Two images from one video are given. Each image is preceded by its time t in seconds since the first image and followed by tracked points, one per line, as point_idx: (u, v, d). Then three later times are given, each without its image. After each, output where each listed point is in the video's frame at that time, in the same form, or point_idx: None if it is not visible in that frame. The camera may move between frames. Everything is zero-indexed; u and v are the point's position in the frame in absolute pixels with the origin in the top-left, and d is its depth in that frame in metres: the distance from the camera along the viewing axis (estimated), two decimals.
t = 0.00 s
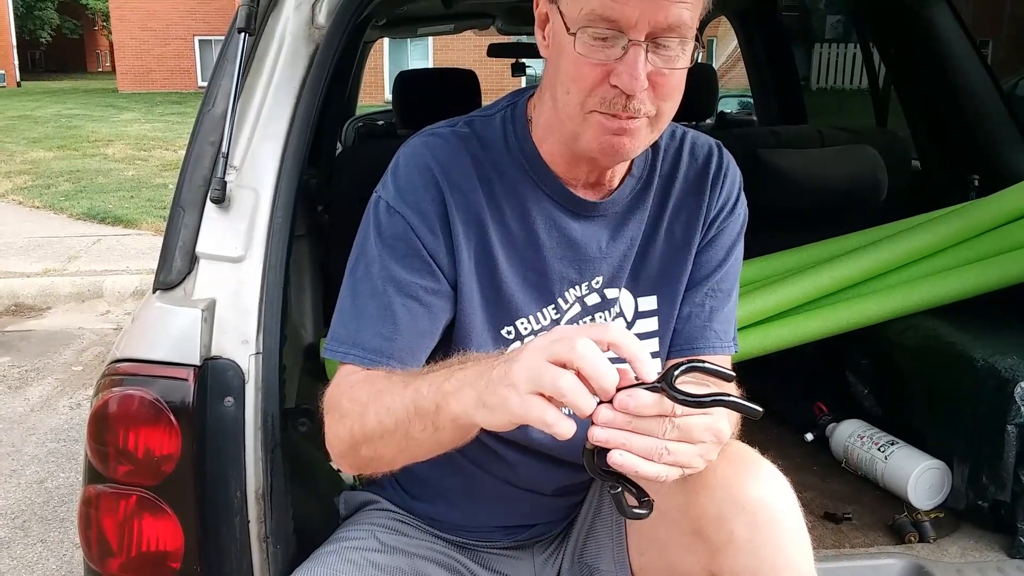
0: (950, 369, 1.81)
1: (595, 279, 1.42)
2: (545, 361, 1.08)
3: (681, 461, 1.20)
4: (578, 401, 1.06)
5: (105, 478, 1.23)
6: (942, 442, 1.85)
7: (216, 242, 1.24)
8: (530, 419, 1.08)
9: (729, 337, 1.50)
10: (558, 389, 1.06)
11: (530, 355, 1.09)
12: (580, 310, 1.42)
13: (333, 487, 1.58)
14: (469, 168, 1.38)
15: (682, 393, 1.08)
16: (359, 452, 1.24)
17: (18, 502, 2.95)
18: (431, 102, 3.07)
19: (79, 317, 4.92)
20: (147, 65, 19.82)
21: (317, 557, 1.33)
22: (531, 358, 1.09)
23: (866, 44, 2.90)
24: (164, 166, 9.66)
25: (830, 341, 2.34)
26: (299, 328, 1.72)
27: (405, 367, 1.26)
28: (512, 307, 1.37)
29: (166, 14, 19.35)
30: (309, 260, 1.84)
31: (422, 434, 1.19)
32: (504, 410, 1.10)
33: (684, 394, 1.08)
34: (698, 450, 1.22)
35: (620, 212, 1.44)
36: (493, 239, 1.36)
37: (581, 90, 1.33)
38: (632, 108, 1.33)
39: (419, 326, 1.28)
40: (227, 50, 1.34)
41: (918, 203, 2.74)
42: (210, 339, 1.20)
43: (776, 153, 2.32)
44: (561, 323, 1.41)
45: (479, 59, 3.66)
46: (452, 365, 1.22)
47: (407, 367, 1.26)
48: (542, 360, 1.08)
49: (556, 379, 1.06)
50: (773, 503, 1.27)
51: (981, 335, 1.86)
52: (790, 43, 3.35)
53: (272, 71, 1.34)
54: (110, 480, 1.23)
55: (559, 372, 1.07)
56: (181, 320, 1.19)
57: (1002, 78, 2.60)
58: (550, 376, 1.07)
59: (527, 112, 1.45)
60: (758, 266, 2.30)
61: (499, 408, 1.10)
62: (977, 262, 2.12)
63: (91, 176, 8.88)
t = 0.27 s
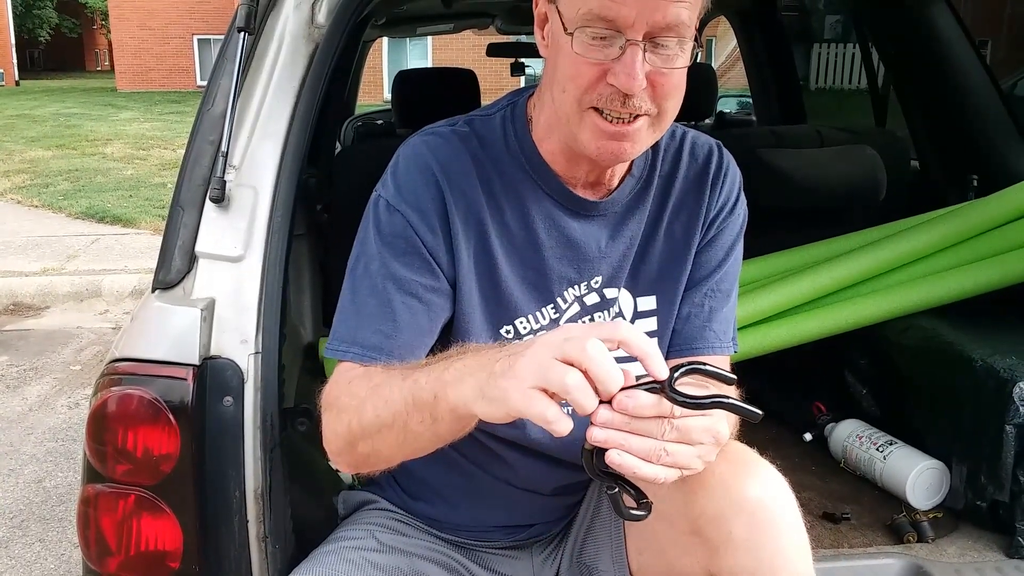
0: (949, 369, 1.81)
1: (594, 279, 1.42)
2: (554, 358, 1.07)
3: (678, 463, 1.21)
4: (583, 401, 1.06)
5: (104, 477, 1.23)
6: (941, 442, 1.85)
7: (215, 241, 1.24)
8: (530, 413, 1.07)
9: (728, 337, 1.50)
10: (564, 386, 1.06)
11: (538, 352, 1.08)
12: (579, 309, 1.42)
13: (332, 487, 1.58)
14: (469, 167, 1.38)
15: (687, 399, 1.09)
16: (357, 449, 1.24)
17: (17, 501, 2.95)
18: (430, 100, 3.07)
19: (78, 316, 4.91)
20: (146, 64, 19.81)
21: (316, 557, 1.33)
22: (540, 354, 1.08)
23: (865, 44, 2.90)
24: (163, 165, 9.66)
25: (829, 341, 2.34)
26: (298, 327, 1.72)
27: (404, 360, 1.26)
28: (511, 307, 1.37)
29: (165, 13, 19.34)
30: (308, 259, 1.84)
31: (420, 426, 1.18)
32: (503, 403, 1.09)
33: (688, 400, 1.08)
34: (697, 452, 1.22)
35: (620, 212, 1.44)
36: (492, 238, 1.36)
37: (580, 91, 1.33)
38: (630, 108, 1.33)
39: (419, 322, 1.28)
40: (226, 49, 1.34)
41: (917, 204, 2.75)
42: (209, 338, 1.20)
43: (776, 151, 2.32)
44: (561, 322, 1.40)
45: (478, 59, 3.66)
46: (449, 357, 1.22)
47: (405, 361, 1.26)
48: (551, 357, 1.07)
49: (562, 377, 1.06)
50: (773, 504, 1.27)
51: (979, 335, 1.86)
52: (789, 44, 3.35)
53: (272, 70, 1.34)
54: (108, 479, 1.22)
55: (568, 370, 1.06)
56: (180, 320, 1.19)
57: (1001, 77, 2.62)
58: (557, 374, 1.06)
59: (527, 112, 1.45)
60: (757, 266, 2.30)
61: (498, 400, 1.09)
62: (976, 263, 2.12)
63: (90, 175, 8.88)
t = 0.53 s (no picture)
0: (946, 367, 1.81)
1: (591, 279, 1.42)
2: (543, 369, 1.07)
3: (678, 462, 1.21)
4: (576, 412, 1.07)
5: (102, 478, 1.23)
6: (939, 440, 1.85)
7: (212, 241, 1.24)
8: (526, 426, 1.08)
9: (726, 335, 1.50)
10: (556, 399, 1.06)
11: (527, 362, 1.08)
12: (576, 309, 1.42)
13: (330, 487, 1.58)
14: (466, 167, 1.38)
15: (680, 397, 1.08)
16: (357, 454, 1.24)
17: (14, 502, 2.94)
18: (427, 99, 3.07)
19: (75, 316, 4.91)
20: (143, 64, 19.78)
21: (314, 557, 1.33)
22: (530, 365, 1.08)
23: (863, 42, 2.90)
24: (160, 164, 9.65)
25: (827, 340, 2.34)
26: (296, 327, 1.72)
27: (404, 363, 1.25)
28: (509, 307, 1.37)
29: (161, 13, 19.32)
30: (305, 259, 1.84)
31: (420, 434, 1.19)
32: (499, 416, 1.09)
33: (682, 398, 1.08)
34: (696, 451, 1.22)
35: (617, 211, 1.44)
36: (490, 238, 1.36)
37: (575, 92, 1.33)
38: (626, 107, 1.33)
39: (418, 325, 1.27)
40: (222, 48, 1.34)
41: (914, 202, 2.75)
42: (207, 338, 1.20)
43: (774, 151, 2.32)
44: (558, 322, 1.40)
45: (476, 58, 3.65)
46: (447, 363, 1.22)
47: (404, 365, 1.25)
48: (540, 368, 1.07)
49: (553, 390, 1.06)
50: (771, 502, 1.27)
51: (977, 333, 1.86)
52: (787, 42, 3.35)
53: (268, 69, 1.34)
54: (106, 479, 1.22)
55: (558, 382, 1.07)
56: (177, 319, 1.19)
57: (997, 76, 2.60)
58: (548, 386, 1.06)
59: (524, 111, 1.45)
60: (755, 264, 2.31)
61: (494, 412, 1.10)
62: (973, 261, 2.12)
63: (87, 175, 8.86)
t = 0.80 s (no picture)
0: (946, 367, 1.82)
1: (590, 279, 1.41)
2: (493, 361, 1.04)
3: (679, 451, 1.21)
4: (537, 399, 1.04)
5: (99, 478, 1.22)
6: (938, 440, 1.85)
7: (211, 241, 1.24)
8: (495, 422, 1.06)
9: (724, 336, 1.51)
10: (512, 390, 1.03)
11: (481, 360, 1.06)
12: (576, 310, 1.41)
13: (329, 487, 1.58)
14: (462, 169, 1.37)
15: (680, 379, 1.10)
16: (360, 458, 1.25)
17: (13, 502, 2.94)
18: (426, 98, 3.07)
19: (74, 316, 4.90)
20: (142, 64, 19.77)
21: (313, 557, 1.32)
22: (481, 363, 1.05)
23: (862, 42, 2.90)
24: (159, 165, 9.64)
25: (825, 340, 2.34)
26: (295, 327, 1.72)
27: (404, 379, 1.26)
28: (507, 309, 1.37)
29: (160, 13, 19.31)
30: (304, 259, 1.84)
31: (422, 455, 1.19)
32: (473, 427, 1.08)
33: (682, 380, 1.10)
34: (696, 440, 1.23)
35: (614, 212, 1.43)
36: (486, 240, 1.36)
37: (579, 75, 1.32)
38: (631, 88, 1.32)
39: (416, 332, 1.28)
40: (221, 48, 1.34)
41: (913, 201, 2.74)
42: (205, 339, 1.20)
43: (774, 150, 2.31)
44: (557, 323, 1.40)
45: (474, 57, 3.65)
46: (447, 377, 1.21)
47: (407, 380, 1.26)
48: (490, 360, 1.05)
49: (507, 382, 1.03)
50: (770, 501, 1.27)
51: (976, 332, 1.86)
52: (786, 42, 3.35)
53: (267, 68, 1.33)
54: (104, 479, 1.22)
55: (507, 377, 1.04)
56: (175, 319, 1.19)
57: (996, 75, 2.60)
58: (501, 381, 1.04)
59: (520, 112, 1.45)
60: (754, 264, 2.30)
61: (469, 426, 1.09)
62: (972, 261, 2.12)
63: (86, 175, 8.86)
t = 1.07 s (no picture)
0: (946, 366, 1.82)
1: (592, 280, 1.41)
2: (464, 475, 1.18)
3: (681, 443, 1.28)
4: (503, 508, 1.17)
5: (99, 478, 1.22)
6: (939, 439, 1.85)
7: (211, 240, 1.23)
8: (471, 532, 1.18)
9: (727, 334, 1.51)
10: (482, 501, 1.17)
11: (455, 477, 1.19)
12: (578, 311, 1.41)
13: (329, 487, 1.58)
14: (461, 176, 1.37)
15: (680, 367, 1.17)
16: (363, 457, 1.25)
17: (13, 502, 2.94)
18: (426, 97, 3.07)
19: (73, 316, 4.90)
20: (141, 63, 19.76)
21: (312, 557, 1.34)
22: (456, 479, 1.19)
23: (862, 41, 2.89)
24: (159, 164, 9.63)
25: (825, 339, 2.34)
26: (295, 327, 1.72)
27: (398, 384, 1.32)
28: (509, 312, 1.37)
29: (160, 12, 19.29)
30: (304, 259, 1.84)
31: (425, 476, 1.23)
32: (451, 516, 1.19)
33: (682, 368, 1.17)
34: (698, 432, 1.29)
35: (616, 213, 1.43)
36: (487, 244, 1.35)
37: (581, 72, 1.32)
38: (632, 84, 1.32)
39: (408, 342, 1.31)
40: (219, 47, 1.33)
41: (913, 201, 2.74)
42: (205, 338, 1.20)
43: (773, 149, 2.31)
44: (559, 324, 1.40)
45: (474, 56, 3.64)
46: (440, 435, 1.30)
47: (408, 388, 1.33)
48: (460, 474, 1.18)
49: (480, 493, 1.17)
50: (773, 499, 1.27)
51: (977, 331, 1.86)
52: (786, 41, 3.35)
53: (266, 67, 1.33)
54: (104, 479, 1.22)
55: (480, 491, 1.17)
56: (175, 319, 1.19)
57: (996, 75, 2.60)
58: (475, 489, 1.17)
59: (519, 115, 1.43)
60: (754, 263, 2.30)
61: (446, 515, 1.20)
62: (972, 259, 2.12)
63: (85, 174, 8.85)
